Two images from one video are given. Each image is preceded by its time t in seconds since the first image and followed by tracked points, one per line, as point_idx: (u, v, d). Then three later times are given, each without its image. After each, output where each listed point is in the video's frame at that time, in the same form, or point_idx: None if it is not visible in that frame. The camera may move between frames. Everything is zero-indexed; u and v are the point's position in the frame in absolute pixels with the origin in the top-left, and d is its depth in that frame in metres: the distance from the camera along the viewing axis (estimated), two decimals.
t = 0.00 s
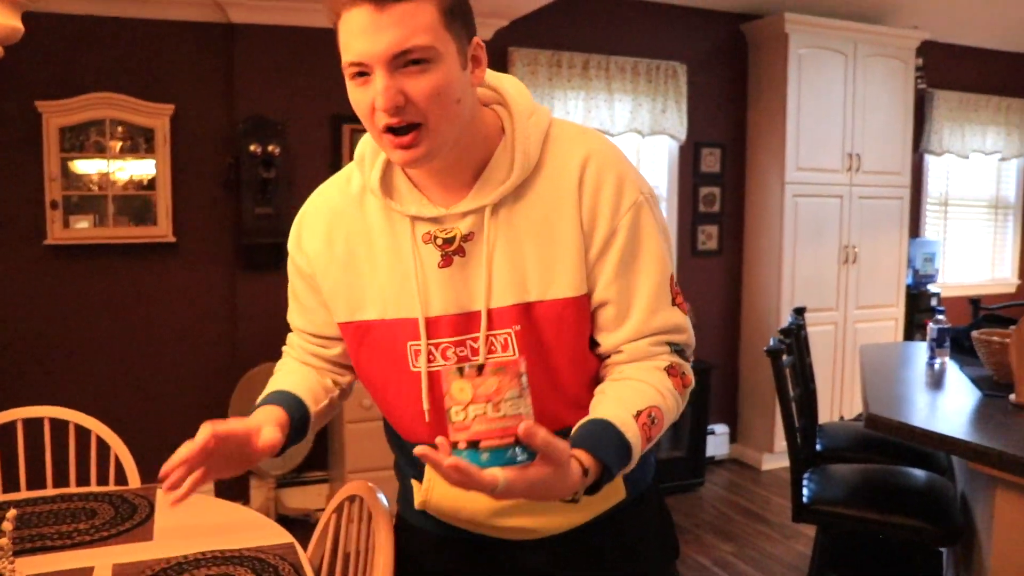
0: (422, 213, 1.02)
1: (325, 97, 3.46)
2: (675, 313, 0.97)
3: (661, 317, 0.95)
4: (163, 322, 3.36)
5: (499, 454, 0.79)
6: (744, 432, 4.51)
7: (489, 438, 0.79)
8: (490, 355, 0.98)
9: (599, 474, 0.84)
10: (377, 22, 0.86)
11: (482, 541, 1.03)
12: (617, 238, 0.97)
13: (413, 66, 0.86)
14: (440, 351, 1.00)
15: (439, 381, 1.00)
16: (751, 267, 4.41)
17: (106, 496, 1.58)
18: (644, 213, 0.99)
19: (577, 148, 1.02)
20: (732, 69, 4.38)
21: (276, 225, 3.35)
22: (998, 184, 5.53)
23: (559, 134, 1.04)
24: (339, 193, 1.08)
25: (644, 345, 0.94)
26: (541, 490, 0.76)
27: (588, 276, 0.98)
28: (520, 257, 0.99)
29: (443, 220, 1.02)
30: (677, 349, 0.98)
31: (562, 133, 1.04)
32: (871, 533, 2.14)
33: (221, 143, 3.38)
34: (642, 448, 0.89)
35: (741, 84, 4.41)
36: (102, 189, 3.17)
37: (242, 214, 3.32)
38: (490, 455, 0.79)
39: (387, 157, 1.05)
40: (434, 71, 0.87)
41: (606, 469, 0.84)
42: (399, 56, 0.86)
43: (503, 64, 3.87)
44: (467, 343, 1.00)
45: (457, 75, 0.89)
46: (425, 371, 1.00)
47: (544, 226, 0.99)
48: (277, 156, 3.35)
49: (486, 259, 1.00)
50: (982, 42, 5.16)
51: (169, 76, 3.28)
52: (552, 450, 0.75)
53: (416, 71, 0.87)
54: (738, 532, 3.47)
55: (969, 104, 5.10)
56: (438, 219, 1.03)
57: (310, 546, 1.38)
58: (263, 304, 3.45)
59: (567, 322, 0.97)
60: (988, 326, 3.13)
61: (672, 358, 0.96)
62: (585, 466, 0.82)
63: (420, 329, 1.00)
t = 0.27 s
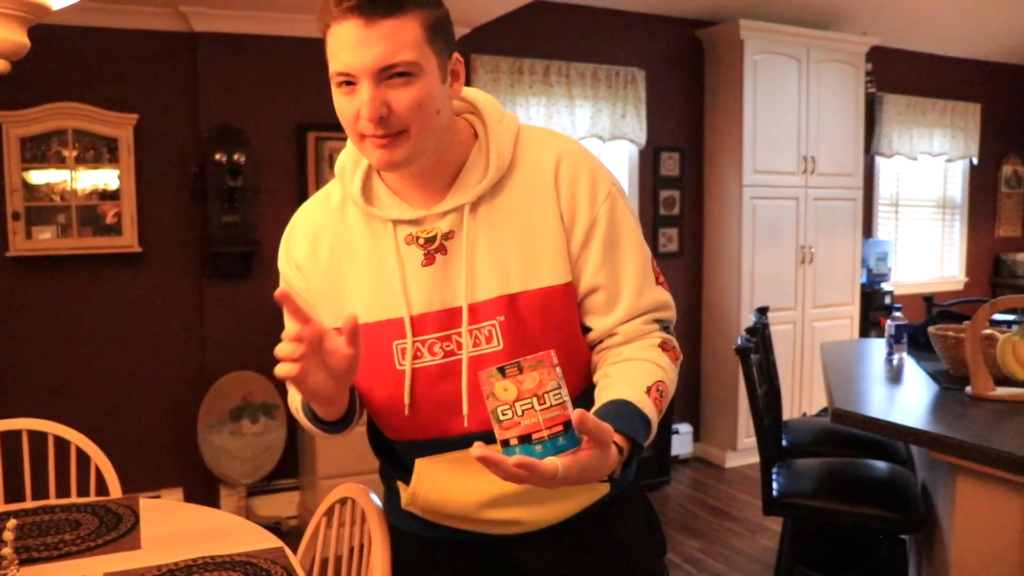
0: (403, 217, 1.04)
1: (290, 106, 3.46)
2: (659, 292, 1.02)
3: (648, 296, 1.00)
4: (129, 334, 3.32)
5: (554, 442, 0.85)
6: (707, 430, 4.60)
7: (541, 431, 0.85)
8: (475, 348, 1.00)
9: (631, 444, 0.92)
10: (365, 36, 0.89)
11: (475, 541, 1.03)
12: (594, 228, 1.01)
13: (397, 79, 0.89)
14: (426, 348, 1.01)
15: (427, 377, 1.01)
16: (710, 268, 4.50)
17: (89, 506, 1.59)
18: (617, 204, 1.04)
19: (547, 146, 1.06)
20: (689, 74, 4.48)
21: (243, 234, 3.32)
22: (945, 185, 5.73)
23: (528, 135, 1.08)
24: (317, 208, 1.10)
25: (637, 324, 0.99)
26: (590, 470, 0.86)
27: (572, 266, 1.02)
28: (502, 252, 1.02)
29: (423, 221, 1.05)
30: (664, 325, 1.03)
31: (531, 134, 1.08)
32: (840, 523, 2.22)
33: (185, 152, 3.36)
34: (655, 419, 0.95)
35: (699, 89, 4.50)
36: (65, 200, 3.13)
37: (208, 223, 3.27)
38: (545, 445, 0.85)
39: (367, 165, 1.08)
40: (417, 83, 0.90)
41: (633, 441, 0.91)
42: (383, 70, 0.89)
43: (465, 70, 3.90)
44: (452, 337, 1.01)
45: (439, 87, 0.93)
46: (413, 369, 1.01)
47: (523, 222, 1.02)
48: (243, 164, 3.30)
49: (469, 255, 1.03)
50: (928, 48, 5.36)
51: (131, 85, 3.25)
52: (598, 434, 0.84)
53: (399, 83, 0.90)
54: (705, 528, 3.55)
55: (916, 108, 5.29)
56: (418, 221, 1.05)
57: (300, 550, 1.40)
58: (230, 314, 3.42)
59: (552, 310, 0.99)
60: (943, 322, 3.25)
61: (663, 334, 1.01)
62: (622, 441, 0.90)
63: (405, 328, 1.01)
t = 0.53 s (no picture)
0: (413, 205, 1.07)
1: (278, 107, 3.47)
2: (654, 282, 1.08)
3: (644, 284, 1.06)
4: (116, 334, 3.32)
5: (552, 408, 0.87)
6: (688, 430, 4.66)
7: (543, 396, 0.87)
8: (482, 330, 1.02)
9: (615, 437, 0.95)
10: (375, 33, 0.92)
11: (475, 532, 1.05)
12: (598, 219, 1.06)
13: (408, 74, 0.93)
14: (434, 329, 1.03)
15: (435, 357, 1.03)
16: (693, 270, 4.57)
17: (88, 504, 1.60)
18: (616, 201, 1.10)
19: (552, 146, 1.11)
20: (672, 78, 4.54)
21: (230, 235, 3.32)
22: (921, 189, 5.84)
23: (532, 136, 1.13)
24: (326, 202, 1.12)
25: (632, 313, 1.03)
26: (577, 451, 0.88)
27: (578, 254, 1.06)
28: (510, 237, 1.05)
29: (431, 211, 1.08)
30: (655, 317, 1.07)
31: (534, 135, 1.13)
32: (822, 518, 2.29)
33: (173, 153, 3.36)
34: (642, 408, 0.99)
35: (681, 93, 4.57)
36: (53, 201, 3.12)
37: (196, 224, 3.28)
38: (543, 409, 0.87)
39: (376, 163, 1.12)
40: (426, 77, 0.93)
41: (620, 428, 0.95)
42: (394, 64, 0.92)
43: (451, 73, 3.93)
44: (460, 320, 1.03)
45: (448, 83, 0.96)
46: (421, 349, 1.03)
47: (530, 211, 1.06)
48: (232, 165, 3.31)
49: (476, 240, 1.06)
50: (904, 54, 5.46)
51: (119, 86, 3.25)
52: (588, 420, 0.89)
53: (410, 77, 0.93)
54: (688, 526, 3.61)
55: (893, 113, 5.39)
56: (426, 210, 1.08)
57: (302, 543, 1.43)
58: (218, 314, 3.43)
59: (557, 295, 1.03)
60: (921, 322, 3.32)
61: (655, 326, 1.06)
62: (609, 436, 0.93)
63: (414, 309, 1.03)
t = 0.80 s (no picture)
0: (416, 213, 1.11)
1: (267, 113, 3.48)
2: (649, 289, 1.11)
3: (639, 290, 1.09)
4: (103, 339, 3.32)
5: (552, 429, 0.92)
6: (672, 436, 4.70)
7: (546, 417, 0.92)
8: (482, 333, 1.06)
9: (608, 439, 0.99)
10: (383, 47, 0.96)
11: (472, 531, 1.08)
12: (594, 227, 1.10)
13: (413, 85, 0.96)
14: (437, 333, 1.07)
15: (438, 361, 1.06)
16: (676, 278, 4.61)
17: (82, 507, 1.61)
18: (613, 210, 1.13)
19: (550, 153, 1.14)
20: (656, 88, 4.60)
21: (219, 240, 3.33)
22: (900, 199, 5.94)
23: (531, 144, 1.16)
24: (332, 208, 1.16)
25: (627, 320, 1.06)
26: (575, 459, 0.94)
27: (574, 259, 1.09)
28: (509, 244, 1.08)
29: (433, 218, 1.11)
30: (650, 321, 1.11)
31: (534, 144, 1.16)
32: (806, 520, 2.33)
33: (161, 158, 3.36)
34: (634, 413, 1.02)
35: (665, 102, 4.62)
36: (41, 205, 3.12)
37: (184, 229, 3.28)
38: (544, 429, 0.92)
39: (381, 171, 1.16)
40: (431, 88, 0.97)
41: (613, 433, 0.98)
42: (401, 75, 0.96)
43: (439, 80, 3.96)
44: (461, 324, 1.07)
45: (451, 94, 1.00)
46: (425, 353, 1.06)
47: (528, 217, 1.09)
48: (221, 171, 3.31)
49: (477, 246, 1.09)
50: (884, 66, 5.56)
51: (108, 91, 3.26)
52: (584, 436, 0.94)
53: (415, 88, 0.96)
54: (672, 530, 3.64)
55: (873, 124, 5.48)
56: (428, 217, 1.11)
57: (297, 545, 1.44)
58: (205, 319, 3.43)
59: (554, 299, 1.06)
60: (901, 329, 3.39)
61: (649, 331, 1.09)
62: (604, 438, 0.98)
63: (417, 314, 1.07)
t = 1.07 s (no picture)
0: (424, 217, 1.14)
1: (265, 121, 3.51)
2: (646, 303, 1.12)
3: (635, 304, 1.10)
4: (99, 345, 3.33)
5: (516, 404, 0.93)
6: (664, 445, 4.72)
7: (509, 392, 0.93)
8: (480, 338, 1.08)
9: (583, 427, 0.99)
10: (404, 56, 0.99)
11: (467, 534, 1.10)
12: (593, 239, 1.12)
13: (433, 94, 0.99)
14: (435, 334, 1.08)
15: (434, 362, 1.08)
16: (668, 288, 4.65)
17: (82, 511, 1.63)
18: (615, 223, 1.15)
19: (558, 167, 1.17)
20: (650, 100, 4.65)
21: (215, 247, 3.34)
22: (890, 211, 6.01)
23: (541, 156, 1.18)
24: (345, 204, 1.19)
25: (622, 330, 1.08)
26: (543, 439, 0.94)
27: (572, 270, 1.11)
28: (510, 252, 1.10)
29: (440, 223, 1.14)
30: (646, 335, 1.12)
31: (543, 157, 1.18)
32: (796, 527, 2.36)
33: (159, 165, 3.38)
34: (618, 413, 1.02)
35: (659, 114, 4.67)
36: (38, 211, 3.13)
37: (181, 236, 3.30)
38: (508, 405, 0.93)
39: (393, 173, 1.19)
40: (449, 98, 1.00)
41: (589, 425, 0.99)
42: (421, 83, 0.99)
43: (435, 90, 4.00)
44: (460, 327, 1.09)
45: (467, 106, 1.03)
46: (422, 353, 1.08)
47: (529, 227, 1.12)
48: (218, 178, 3.33)
49: (478, 253, 1.11)
50: (874, 80, 5.63)
51: (106, 98, 3.28)
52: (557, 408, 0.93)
53: (434, 97, 1.00)
54: (664, 538, 3.66)
55: (864, 136, 5.55)
56: (435, 223, 1.14)
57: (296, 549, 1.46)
58: (201, 326, 3.45)
59: (549, 307, 1.09)
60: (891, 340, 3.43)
61: (644, 343, 1.10)
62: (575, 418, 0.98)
63: (418, 315, 1.09)
